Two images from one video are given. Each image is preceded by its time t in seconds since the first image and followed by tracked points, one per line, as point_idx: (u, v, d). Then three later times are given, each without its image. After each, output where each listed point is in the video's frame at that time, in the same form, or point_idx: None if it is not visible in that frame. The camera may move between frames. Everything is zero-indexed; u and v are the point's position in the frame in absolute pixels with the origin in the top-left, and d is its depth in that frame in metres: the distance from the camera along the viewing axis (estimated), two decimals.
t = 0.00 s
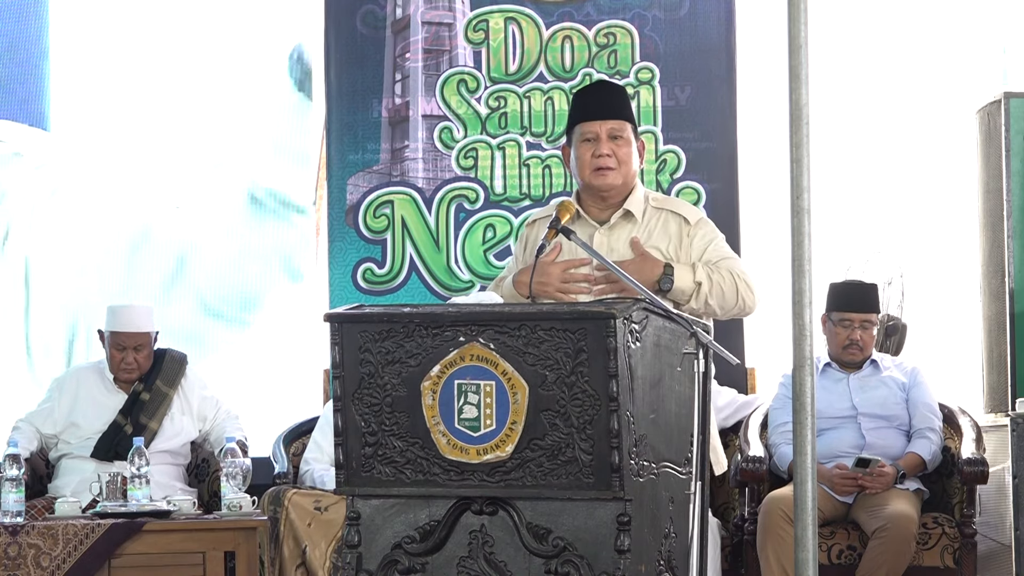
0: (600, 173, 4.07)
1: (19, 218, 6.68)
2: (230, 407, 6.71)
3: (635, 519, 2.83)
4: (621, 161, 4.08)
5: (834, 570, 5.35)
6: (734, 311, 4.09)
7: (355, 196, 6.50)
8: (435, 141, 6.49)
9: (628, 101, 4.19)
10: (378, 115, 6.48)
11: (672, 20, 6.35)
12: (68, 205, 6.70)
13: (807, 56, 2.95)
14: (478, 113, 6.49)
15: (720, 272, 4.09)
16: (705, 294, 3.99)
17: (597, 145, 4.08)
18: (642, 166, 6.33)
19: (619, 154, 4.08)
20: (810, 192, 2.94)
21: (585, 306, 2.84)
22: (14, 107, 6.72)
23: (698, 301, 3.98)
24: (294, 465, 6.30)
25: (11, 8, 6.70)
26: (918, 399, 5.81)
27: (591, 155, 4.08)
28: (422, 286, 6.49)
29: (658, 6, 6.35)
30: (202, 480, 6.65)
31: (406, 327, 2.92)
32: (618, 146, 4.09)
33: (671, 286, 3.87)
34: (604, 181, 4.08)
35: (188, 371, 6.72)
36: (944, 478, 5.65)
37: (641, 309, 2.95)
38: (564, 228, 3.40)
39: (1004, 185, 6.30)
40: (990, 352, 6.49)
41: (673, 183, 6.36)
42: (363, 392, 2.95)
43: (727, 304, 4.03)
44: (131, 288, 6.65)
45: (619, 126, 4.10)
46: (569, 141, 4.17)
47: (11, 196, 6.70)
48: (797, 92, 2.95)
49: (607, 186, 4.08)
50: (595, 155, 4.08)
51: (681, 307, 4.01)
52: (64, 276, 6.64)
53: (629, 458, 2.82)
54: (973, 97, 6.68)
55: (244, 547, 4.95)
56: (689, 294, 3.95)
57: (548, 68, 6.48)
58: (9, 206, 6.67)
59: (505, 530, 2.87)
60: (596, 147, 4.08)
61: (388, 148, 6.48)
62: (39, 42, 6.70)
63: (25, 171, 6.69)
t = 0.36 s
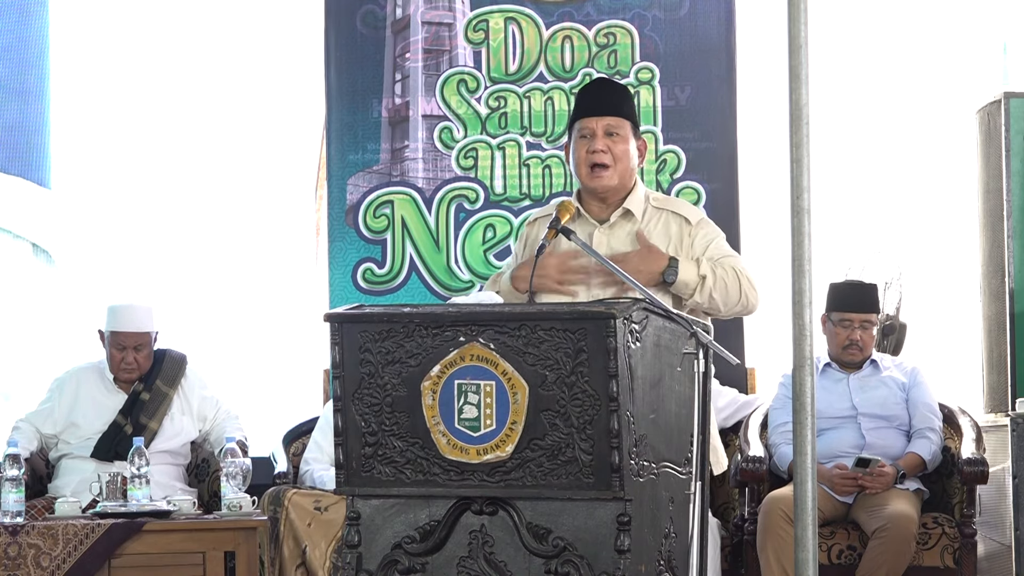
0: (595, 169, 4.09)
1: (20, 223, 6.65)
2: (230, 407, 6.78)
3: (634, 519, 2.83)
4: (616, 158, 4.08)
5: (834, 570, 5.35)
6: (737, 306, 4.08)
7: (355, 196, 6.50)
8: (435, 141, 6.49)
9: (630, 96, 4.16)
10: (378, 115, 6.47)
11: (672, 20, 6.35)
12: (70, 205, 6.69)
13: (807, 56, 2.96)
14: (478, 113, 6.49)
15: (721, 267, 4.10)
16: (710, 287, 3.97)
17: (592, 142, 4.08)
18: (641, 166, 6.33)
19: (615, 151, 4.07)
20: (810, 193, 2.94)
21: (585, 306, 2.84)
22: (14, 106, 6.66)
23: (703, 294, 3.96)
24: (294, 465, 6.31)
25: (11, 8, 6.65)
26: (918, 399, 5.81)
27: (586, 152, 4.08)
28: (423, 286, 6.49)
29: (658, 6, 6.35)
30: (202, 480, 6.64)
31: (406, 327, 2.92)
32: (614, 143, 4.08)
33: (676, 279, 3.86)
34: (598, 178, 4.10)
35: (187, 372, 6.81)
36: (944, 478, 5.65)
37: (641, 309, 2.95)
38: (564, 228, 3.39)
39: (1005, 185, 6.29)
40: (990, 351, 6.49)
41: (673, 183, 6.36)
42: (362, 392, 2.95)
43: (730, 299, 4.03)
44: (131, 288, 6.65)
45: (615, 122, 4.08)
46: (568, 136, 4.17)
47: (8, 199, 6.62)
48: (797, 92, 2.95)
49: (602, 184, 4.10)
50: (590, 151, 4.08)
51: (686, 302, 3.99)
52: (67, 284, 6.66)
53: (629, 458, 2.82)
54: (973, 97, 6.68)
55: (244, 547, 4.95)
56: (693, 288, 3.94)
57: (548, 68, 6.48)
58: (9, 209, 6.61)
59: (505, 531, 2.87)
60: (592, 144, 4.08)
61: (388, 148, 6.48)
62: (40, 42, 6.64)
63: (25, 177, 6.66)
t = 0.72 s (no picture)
0: (594, 169, 4.10)
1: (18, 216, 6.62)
2: (229, 407, 6.78)
3: (635, 519, 2.83)
4: (616, 158, 4.09)
5: (834, 570, 5.35)
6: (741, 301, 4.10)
7: (355, 196, 6.50)
8: (435, 141, 6.49)
9: (632, 95, 4.14)
10: (378, 115, 6.47)
11: (672, 20, 6.35)
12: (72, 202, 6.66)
13: (807, 56, 2.96)
14: (478, 113, 6.49)
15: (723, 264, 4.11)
16: (714, 284, 4.01)
17: (592, 141, 4.08)
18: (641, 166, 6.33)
19: (613, 151, 4.08)
20: (810, 192, 2.94)
21: (585, 307, 2.84)
22: (15, 106, 6.67)
23: (707, 291, 3.99)
24: (294, 465, 6.31)
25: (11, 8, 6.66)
26: (918, 399, 5.81)
27: (585, 152, 4.09)
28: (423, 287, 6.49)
29: (658, 6, 6.35)
30: (202, 480, 6.64)
31: (406, 327, 2.92)
32: (613, 143, 4.08)
33: (680, 276, 3.86)
34: (597, 177, 4.11)
35: (187, 373, 6.80)
36: (944, 478, 5.65)
37: (641, 309, 2.95)
38: (564, 227, 3.39)
39: (1004, 185, 6.29)
40: (990, 351, 6.49)
41: (673, 183, 6.36)
42: (363, 391, 2.95)
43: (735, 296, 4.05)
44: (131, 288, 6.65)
45: (615, 122, 4.08)
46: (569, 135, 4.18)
47: (7, 193, 6.61)
48: (797, 92, 2.95)
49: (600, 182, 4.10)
50: (590, 151, 4.09)
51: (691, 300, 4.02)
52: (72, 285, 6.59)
53: (629, 458, 2.82)
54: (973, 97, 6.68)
55: (244, 547, 4.95)
56: (697, 285, 3.97)
57: (548, 68, 6.48)
58: (9, 205, 6.59)
59: (505, 531, 2.87)
60: (591, 144, 4.08)
61: (388, 148, 6.48)
62: (39, 41, 6.64)
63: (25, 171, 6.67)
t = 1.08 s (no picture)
0: (601, 168, 4.07)
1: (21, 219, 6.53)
2: (229, 407, 6.78)
3: (635, 519, 2.83)
4: (622, 157, 4.08)
5: (834, 570, 5.35)
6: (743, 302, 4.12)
7: (355, 196, 6.50)
8: (435, 141, 6.49)
9: (631, 98, 4.16)
10: (378, 115, 6.47)
11: (672, 20, 6.35)
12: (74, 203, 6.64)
13: (807, 56, 2.96)
14: (478, 113, 6.49)
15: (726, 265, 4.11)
16: (719, 286, 3.99)
17: (598, 141, 4.07)
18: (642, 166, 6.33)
19: (620, 150, 4.07)
20: (810, 192, 2.94)
21: (585, 307, 2.84)
22: (14, 106, 6.63)
23: (712, 293, 3.98)
24: (294, 465, 6.31)
25: (10, 9, 6.68)
26: (918, 399, 5.81)
27: (592, 152, 4.08)
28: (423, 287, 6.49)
29: (658, 6, 6.35)
30: (202, 480, 6.64)
31: (406, 327, 2.92)
32: (619, 143, 4.08)
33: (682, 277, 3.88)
34: (605, 177, 4.08)
35: (188, 373, 6.81)
36: (944, 478, 5.65)
37: (641, 309, 2.95)
38: (564, 227, 3.39)
39: (1004, 185, 6.29)
40: (990, 352, 6.49)
41: (673, 183, 6.36)
42: (362, 391, 2.95)
43: (739, 298, 4.04)
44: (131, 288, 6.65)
45: (620, 123, 4.08)
46: (570, 138, 4.16)
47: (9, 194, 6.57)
48: (797, 92, 2.95)
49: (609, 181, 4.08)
50: (596, 151, 4.07)
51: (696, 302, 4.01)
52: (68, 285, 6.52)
53: (629, 458, 2.82)
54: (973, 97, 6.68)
55: (244, 547, 4.95)
56: (703, 286, 3.96)
57: (548, 68, 6.48)
58: (9, 208, 6.52)
59: (505, 530, 2.87)
60: (598, 144, 4.08)
61: (388, 148, 6.48)
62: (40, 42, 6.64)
63: (25, 172, 6.60)
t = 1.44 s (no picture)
0: (606, 172, 4.07)
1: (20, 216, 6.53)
2: (229, 407, 6.78)
3: (635, 519, 2.83)
4: (628, 160, 4.08)
5: (834, 570, 5.35)
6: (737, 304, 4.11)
7: (355, 196, 6.50)
8: (435, 141, 6.49)
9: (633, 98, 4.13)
10: (378, 115, 6.47)
11: (672, 21, 6.35)
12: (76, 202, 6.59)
13: (806, 55, 2.96)
14: (478, 113, 6.49)
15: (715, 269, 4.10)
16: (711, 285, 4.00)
17: (603, 145, 4.05)
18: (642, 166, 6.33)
19: (625, 154, 4.06)
20: (809, 192, 2.94)
21: (585, 307, 2.84)
22: (14, 107, 6.64)
23: (704, 292, 3.99)
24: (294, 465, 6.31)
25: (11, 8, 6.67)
26: (918, 399, 5.81)
27: (597, 155, 4.06)
28: (423, 287, 6.49)
29: (658, 6, 6.35)
30: (202, 480, 6.64)
31: (406, 327, 2.92)
32: (624, 146, 4.07)
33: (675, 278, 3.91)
34: (611, 181, 4.08)
35: (188, 374, 6.81)
36: (944, 478, 5.65)
37: (641, 309, 2.96)
38: (564, 227, 3.38)
39: (1005, 185, 6.29)
40: (990, 351, 6.49)
41: (673, 183, 6.36)
42: (363, 391, 2.95)
43: (735, 297, 4.05)
44: (131, 288, 6.65)
45: (625, 125, 4.06)
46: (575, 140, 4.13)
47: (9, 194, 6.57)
48: (797, 91, 2.95)
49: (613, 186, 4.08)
50: (601, 154, 4.06)
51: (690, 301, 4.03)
52: (68, 284, 6.52)
53: (629, 458, 2.82)
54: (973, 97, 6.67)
55: (244, 547, 4.95)
56: (695, 286, 3.97)
57: (548, 68, 6.48)
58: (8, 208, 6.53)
59: (505, 530, 2.87)
60: (603, 147, 4.06)
61: (388, 148, 6.48)
62: (39, 42, 6.64)
63: (25, 171, 6.61)
